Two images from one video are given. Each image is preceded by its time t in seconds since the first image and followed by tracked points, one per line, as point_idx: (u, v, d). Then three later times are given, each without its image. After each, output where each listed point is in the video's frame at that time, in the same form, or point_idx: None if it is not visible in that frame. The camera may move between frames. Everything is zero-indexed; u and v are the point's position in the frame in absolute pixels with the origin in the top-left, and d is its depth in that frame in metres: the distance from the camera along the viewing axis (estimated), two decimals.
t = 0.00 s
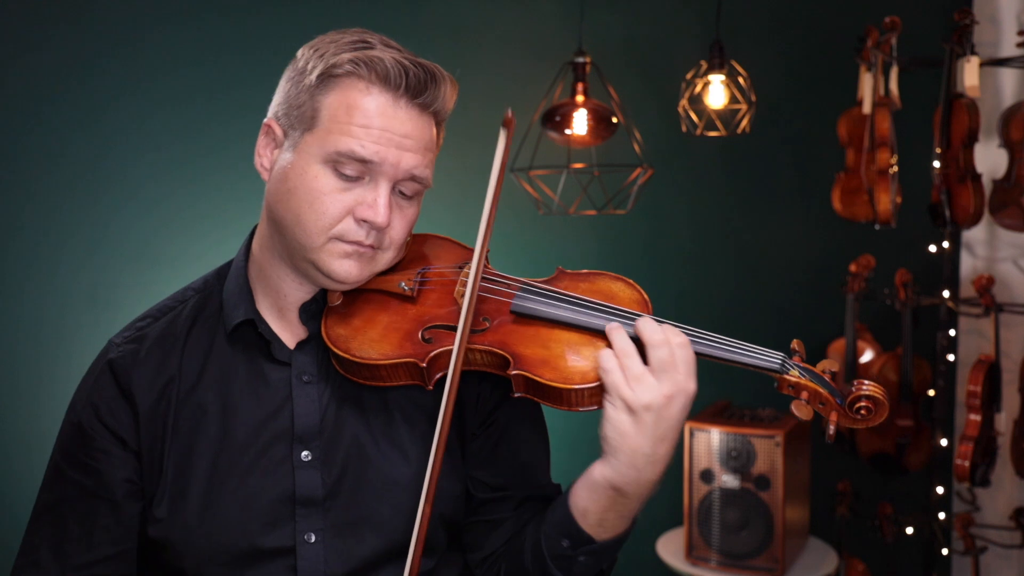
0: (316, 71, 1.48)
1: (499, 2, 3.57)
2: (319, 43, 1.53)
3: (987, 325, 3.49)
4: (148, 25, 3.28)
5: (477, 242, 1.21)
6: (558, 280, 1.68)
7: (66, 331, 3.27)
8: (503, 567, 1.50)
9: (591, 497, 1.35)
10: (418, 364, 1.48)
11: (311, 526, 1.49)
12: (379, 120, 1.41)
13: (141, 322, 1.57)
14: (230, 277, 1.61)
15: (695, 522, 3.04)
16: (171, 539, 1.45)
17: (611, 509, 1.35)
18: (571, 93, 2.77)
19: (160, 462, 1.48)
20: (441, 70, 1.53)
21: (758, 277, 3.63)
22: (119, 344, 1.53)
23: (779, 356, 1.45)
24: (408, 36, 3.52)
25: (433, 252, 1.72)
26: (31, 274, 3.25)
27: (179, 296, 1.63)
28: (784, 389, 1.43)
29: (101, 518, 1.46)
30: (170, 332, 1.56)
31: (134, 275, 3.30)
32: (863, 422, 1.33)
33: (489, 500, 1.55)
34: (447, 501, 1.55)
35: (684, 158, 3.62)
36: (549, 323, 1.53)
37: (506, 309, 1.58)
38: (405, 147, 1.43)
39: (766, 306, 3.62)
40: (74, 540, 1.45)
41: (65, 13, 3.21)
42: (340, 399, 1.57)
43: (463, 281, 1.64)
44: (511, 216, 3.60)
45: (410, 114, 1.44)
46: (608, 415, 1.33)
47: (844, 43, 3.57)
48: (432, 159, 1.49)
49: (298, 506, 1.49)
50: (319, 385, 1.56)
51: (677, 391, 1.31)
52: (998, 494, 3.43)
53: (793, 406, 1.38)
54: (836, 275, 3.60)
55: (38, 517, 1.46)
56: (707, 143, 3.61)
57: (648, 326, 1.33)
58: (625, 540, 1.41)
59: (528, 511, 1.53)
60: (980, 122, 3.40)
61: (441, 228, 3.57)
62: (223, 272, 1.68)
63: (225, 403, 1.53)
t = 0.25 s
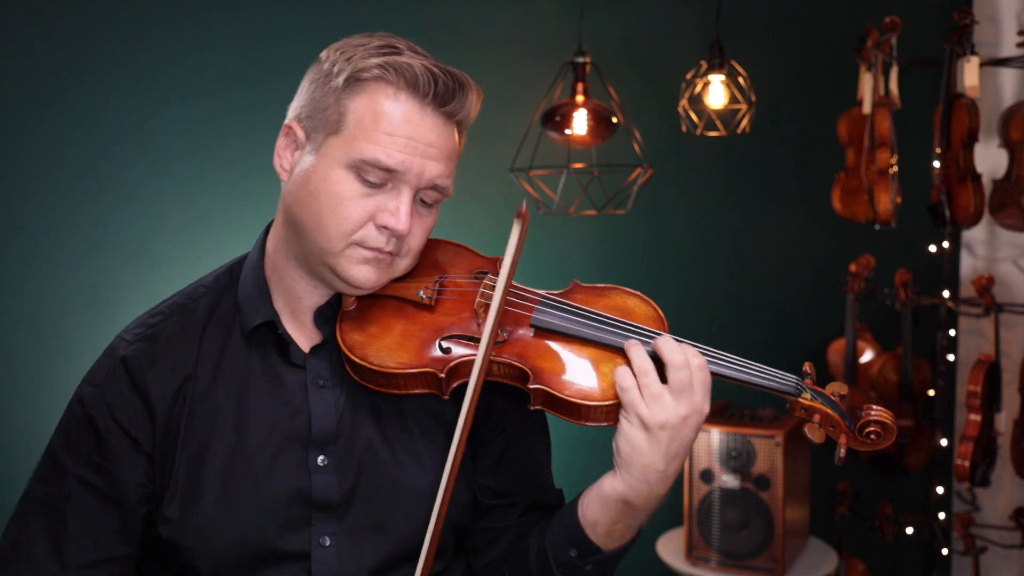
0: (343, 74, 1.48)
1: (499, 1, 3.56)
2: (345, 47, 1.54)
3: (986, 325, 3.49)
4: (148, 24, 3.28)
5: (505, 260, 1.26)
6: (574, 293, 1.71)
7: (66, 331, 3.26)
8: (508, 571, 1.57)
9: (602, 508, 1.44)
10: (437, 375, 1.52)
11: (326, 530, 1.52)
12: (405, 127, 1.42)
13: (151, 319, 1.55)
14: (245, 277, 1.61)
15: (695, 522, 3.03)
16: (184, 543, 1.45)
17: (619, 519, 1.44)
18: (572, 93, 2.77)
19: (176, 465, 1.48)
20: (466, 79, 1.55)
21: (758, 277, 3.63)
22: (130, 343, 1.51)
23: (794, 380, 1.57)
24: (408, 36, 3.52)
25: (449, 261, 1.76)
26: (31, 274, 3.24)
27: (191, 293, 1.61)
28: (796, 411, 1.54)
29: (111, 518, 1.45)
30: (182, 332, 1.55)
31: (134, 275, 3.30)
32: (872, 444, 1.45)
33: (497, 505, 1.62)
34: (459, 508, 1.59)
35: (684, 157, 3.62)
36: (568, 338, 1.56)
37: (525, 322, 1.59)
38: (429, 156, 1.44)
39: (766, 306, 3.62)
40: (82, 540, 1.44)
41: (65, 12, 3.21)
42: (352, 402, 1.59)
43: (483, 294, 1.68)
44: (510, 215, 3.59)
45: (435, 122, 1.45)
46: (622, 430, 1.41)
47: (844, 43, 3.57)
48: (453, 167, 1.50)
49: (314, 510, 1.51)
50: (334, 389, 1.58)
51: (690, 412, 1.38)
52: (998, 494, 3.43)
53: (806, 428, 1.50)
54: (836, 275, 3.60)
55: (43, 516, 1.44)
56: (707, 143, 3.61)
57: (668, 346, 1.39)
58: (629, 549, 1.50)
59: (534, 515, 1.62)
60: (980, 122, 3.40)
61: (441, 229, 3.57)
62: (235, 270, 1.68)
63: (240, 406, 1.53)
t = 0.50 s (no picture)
0: (361, 77, 1.48)
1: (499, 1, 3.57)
2: (362, 48, 1.53)
3: (987, 325, 3.49)
4: (148, 24, 3.28)
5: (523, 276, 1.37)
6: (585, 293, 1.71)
7: (66, 330, 3.27)
8: (514, 566, 1.58)
9: (620, 505, 1.46)
10: (459, 378, 1.53)
11: (342, 532, 1.53)
12: (425, 131, 1.43)
13: (156, 320, 1.54)
14: (253, 278, 1.61)
15: (696, 522, 3.03)
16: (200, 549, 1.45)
17: (636, 516, 1.46)
18: (572, 93, 2.77)
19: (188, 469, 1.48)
20: (481, 82, 1.56)
21: (758, 277, 3.63)
22: (136, 344, 1.50)
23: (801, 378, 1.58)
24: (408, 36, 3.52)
25: (456, 260, 1.77)
26: (31, 274, 3.24)
27: (195, 295, 1.60)
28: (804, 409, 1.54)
29: (120, 521, 1.43)
30: (194, 333, 1.55)
31: (133, 275, 3.30)
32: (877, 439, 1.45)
33: (504, 504, 1.64)
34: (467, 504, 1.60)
35: (684, 158, 3.62)
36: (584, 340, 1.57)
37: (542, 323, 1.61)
38: (448, 160, 1.44)
39: (767, 306, 3.62)
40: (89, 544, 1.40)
41: (66, 12, 3.21)
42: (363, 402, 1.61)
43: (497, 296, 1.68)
44: (510, 215, 3.60)
45: (453, 126, 1.46)
46: (649, 432, 1.41)
47: (844, 43, 3.57)
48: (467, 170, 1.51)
49: (330, 513, 1.52)
50: (346, 392, 1.59)
51: (717, 414, 1.40)
52: (998, 494, 3.43)
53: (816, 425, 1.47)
54: (836, 275, 3.61)
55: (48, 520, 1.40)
56: (707, 143, 3.61)
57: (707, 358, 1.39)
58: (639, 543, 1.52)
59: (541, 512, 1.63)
60: (980, 122, 3.40)
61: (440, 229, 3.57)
62: (241, 270, 1.67)
63: (254, 409, 1.54)
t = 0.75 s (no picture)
0: (361, 77, 1.48)
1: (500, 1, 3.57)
2: (362, 49, 1.54)
3: (987, 325, 3.49)
4: (148, 24, 3.28)
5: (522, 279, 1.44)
6: (583, 296, 1.71)
7: (66, 331, 3.27)
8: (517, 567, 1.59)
9: (627, 515, 1.45)
10: (454, 380, 1.54)
11: (338, 533, 1.52)
12: (424, 131, 1.43)
13: (154, 319, 1.55)
14: (251, 278, 1.61)
15: (696, 522, 3.03)
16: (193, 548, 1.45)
17: (643, 525, 1.45)
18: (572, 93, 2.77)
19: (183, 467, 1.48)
20: (481, 82, 1.56)
21: (758, 277, 3.63)
22: (135, 342, 1.51)
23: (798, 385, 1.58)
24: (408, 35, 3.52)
25: (457, 261, 1.77)
26: (31, 274, 3.24)
27: (194, 294, 1.61)
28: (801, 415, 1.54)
29: (111, 516, 1.43)
30: (191, 333, 1.56)
31: (134, 276, 3.30)
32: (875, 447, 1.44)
33: (504, 504, 1.64)
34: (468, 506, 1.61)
35: (684, 158, 3.62)
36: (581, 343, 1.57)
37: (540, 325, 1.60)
38: (448, 160, 1.44)
39: (767, 306, 3.62)
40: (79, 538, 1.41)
41: (66, 12, 3.22)
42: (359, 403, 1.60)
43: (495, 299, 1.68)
44: (510, 216, 3.60)
45: (453, 126, 1.46)
46: (653, 443, 1.41)
47: (844, 43, 3.57)
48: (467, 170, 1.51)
49: (325, 513, 1.52)
50: (343, 393, 1.59)
51: (718, 422, 1.39)
52: (998, 494, 3.43)
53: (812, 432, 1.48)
54: (837, 275, 3.61)
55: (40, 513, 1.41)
56: (707, 143, 3.61)
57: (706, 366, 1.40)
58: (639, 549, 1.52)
59: (541, 512, 1.63)
60: (980, 122, 3.40)
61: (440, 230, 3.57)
62: (239, 270, 1.67)
63: (251, 408, 1.54)
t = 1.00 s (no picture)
0: (340, 71, 1.49)
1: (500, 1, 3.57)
2: (341, 43, 1.54)
3: (987, 325, 3.49)
4: (148, 24, 3.28)
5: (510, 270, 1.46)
6: (576, 291, 1.71)
7: (67, 331, 3.27)
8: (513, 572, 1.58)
9: (609, 510, 1.44)
10: (439, 375, 1.50)
11: (326, 532, 1.51)
12: (406, 120, 1.42)
13: (146, 318, 1.58)
14: (242, 278, 1.62)
15: (695, 522, 3.04)
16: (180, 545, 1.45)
17: (626, 520, 1.45)
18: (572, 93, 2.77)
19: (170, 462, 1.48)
20: (463, 72, 1.56)
21: (758, 277, 3.63)
22: (126, 339, 1.53)
23: (796, 377, 1.55)
24: (409, 35, 3.52)
25: (449, 260, 1.77)
26: (31, 274, 3.24)
27: (187, 294, 1.63)
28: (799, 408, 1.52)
29: (105, 507, 1.44)
30: (181, 330, 1.57)
31: (134, 276, 3.30)
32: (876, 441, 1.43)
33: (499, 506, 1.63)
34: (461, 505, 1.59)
35: (684, 158, 3.62)
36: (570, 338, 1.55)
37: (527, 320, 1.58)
38: (431, 150, 1.44)
39: (767, 306, 3.62)
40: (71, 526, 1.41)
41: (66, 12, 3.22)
42: (351, 403, 1.59)
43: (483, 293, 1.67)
44: (511, 216, 3.60)
45: (434, 115, 1.46)
46: (638, 437, 1.38)
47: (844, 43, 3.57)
48: (453, 160, 1.50)
49: (313, 513, 1.51)
50: (332, 391, 1.57)
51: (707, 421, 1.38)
52: (998, 494, 3.43)
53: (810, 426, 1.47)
54: (837, 276, 3.60)
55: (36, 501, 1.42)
56: (708, 143, 3.61)
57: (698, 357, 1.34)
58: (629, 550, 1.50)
59: (536, 515, 1.63)
60: (980, 122, 3.40)
61: (441, 231, 3.57)
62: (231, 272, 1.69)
63: (239, 406, 1.54)
